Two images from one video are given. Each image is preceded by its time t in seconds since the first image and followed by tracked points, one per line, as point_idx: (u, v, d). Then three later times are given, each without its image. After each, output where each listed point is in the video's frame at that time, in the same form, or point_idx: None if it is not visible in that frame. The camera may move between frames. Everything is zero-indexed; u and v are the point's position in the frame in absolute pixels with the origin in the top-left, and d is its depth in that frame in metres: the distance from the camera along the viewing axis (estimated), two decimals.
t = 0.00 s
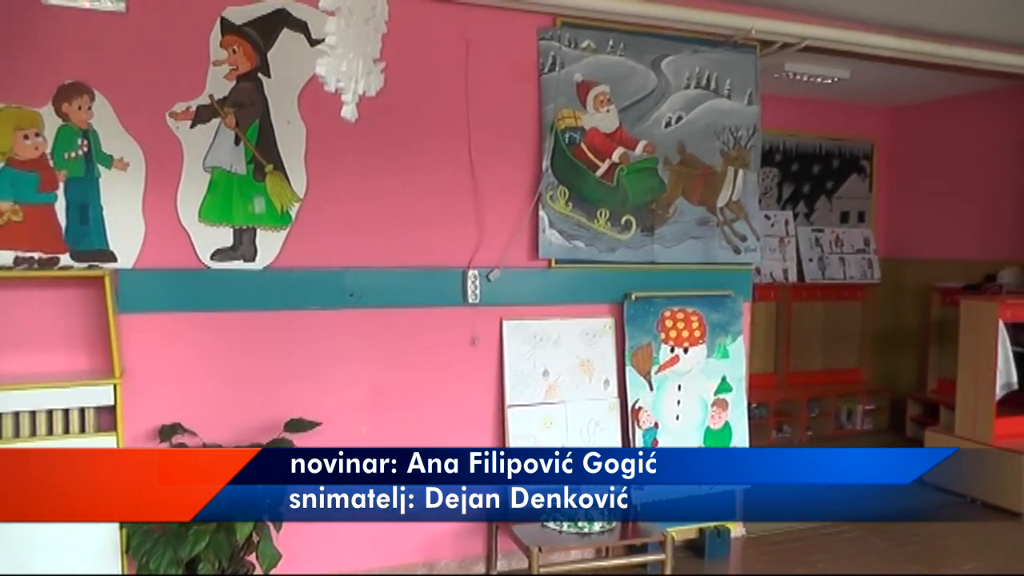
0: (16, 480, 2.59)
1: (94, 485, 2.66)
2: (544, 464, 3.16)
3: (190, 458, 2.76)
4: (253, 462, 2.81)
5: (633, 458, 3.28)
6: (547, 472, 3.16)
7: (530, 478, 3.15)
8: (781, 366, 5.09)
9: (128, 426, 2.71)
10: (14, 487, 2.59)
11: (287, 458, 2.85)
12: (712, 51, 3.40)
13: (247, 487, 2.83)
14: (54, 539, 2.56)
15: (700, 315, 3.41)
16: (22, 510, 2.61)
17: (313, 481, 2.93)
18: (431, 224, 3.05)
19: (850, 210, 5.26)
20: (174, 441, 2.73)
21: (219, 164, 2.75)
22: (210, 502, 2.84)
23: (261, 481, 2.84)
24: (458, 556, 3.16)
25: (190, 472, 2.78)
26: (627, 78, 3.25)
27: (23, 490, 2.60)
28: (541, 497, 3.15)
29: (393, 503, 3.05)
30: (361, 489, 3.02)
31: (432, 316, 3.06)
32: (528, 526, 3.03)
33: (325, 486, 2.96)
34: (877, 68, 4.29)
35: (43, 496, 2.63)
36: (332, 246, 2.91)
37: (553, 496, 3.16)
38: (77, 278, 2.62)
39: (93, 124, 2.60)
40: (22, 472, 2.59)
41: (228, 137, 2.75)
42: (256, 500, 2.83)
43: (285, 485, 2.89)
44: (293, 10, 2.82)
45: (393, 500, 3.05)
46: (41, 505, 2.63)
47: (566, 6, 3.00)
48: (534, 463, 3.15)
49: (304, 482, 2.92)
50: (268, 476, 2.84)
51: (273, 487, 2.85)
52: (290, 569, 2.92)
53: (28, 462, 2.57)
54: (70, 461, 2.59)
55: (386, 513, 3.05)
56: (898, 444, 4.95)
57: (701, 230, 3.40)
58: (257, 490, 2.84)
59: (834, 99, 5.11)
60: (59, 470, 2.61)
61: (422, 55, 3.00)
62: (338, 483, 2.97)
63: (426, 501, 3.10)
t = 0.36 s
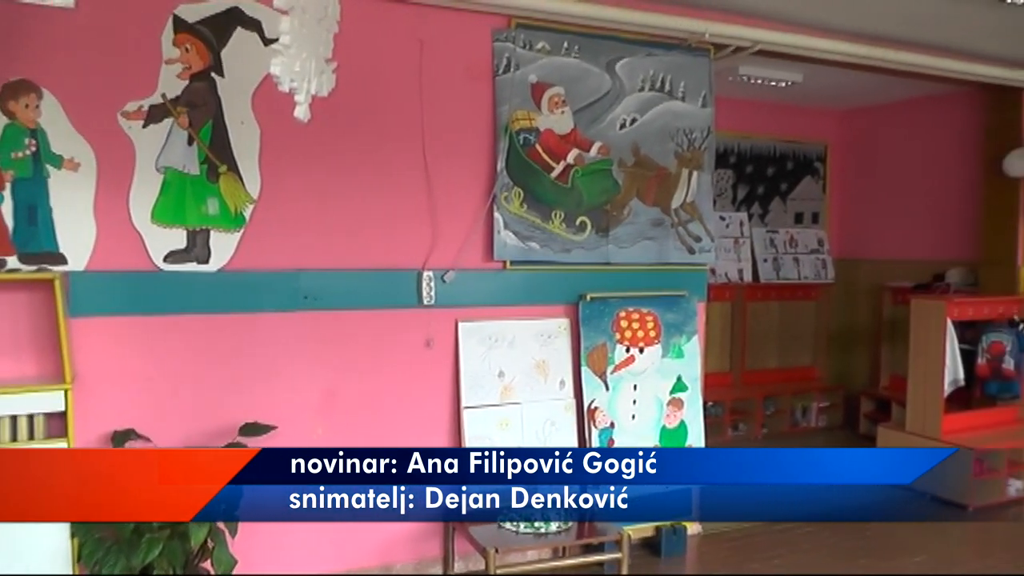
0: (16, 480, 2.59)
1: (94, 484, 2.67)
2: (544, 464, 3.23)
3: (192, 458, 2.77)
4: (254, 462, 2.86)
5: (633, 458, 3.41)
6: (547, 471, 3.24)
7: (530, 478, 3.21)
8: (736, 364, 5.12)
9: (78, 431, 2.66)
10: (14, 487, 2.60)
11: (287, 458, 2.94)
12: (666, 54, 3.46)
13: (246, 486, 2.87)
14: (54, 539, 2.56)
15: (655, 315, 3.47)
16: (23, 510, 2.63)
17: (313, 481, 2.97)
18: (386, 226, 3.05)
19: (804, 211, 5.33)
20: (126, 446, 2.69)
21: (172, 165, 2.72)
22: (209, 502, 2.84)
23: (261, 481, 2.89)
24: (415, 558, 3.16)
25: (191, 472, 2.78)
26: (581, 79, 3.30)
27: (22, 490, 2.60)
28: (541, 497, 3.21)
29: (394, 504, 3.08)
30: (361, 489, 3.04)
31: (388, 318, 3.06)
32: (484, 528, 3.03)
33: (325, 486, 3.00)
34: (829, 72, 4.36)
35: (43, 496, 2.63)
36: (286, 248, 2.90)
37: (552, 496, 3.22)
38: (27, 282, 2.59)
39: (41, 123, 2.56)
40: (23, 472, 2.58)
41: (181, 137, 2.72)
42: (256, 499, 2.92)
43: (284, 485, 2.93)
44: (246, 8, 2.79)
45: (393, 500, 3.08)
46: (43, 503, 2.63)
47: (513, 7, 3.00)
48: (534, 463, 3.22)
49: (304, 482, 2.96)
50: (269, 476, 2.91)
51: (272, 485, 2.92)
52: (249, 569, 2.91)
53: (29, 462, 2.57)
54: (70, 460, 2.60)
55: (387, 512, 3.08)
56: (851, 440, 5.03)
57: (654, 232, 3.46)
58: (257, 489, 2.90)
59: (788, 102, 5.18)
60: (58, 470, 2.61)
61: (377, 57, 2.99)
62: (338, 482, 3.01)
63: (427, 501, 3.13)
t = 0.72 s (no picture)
0: (16, 479, 2.62)
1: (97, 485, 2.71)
2: (544, 464, 3.33)
3: (191, 458, 2.81)
4: (253, 462, 2.93)
5: (633, 458, 3.52)
6: (547, 471, 3.33)
7: (530, 478, 3.29)
8: (686, 362, 5.12)
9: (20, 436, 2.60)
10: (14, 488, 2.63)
11: (287, 458, 2.99)
12: (615, 56, 3.52)
13: (247, 486, 2.92)
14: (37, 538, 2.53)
15: (604, 315, 3.51)
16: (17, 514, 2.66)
17: (313, 481, 3.02)
18: (336, 227, 3.04)
19: (752, 211, 5.40)
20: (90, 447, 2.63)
21: (116, 165, 2.67)
22: (210, 503, 2.90)
23: (261, 481, 2.93)
24: (366, 563, 3.13)
25: (191, 472, 2.83)
26: (530, 81, 3.33)
27: (22, 488, 2.63)
28: (541, 497, 3.24)
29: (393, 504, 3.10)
30: (361, 489, 3.09)
31: (337, 319, 3.05)
32: (435, 530, 3.01)
33: (325, 486, 3.03)
34: (775, 76, 4.43)
35: (42, 496, 2.67)
36: (234, 249, 2.87)
37: (553, 496, 3.27)
38: None
39: None
40: (23, 471, 2.61)
41: (126, 136, 2.68)
42: (255, 499, 2.94)
43: (284, 485, 2.97)
44: (192, 5, 2.76)
45: (393, 500, 3.10)
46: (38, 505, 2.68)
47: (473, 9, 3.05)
48: (534, 463, 3.32)
49: (304, 482, 3.00)
50: (269, 476, 2.95)
51: (273, 485, 2.95)
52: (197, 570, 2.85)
53: (29, 462, 2.61)
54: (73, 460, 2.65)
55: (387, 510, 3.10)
56: (799, 437, 5.09)
57: (603, 232, 3.51)
58: (256, 490, 2.94)
59: (737, 104, 5.26)
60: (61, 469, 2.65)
61: (326, 55, 2.99)
62: (338, 482, 3.06)
63: (427, 501, 3.10)
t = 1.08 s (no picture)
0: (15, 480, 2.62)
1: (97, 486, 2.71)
2: (544, 464, 3.48)
3: (191, 457, 2.87)
4: (253, 462, 2.98)
5: (633, 459, 3.55)
6: (547, 472, 3.48)
7: (529, 479, 3.41)
8: (630, 361, 5.13)
9: None
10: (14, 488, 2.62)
11: (288, 457, 3.02)
12: (557, 58, 3.57)
13: (247, 486, 2.94)
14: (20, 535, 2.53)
15: (547, 315, 3.55)
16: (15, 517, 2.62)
17: (313, 481, 3.07)
18: (277, 228, 3.01)
19: (695, 212, 5.46)
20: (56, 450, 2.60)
21: (51, 164, 2.61)
22: (209, 503, 2.92)
23: (261, 481, 2.95)
24: (311, 567, 3.12)
25: (190, 472, 2.87)
26: (472, 81, 3.36)
27: (23, 488, 2.63)
28: (540, 498, 3.37)
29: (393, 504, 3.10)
30: (360, 489, 3.10)
31: (278, 322, 3.02)
32: (379, 533, 2.99)
33: (325, 486, 3.08)
34: (717, 79, 4.49)
35: (41, 497, 2.65)
36: (172, 251, 2.82)
37: (552, 496, 3.40)
38: None
39: None
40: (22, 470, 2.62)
41: (61, 134, 2.62)
42: (255, 499, 2.94)
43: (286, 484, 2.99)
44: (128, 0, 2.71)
45: (393, 500, 3.11)
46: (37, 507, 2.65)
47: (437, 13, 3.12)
48: (533, 464, 3.45)
49: (304, 482, 3.05)
50: (272, 476, 2.97)
51: (276, 485, 2.96)
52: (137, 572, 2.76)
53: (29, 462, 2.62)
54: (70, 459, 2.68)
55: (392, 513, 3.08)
56: (743, 432, 5.14)
57: (546, 233, 3.56)
58: (256, 490, 2.95)
59: (680, 107, 5.31)
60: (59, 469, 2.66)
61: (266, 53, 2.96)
62: (338, 482, 3.09)
63: (426, 501, 3.16)
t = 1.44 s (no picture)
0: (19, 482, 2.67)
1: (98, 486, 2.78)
2: (545, 464, 3.71)
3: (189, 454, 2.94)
4: (250, 457, 3.07)
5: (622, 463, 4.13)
6: (547, 471, 3.71)
7: (529, 478, 3.64)
8: (573, 360, 5.16)
9: None
10: (17, 490, 2.67)
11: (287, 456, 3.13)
12: (498, 58, 3.58)
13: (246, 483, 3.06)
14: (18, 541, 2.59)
15: (489, 316, 3.57)
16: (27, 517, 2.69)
17: (312, 481, 3.13)
18: (217, 229, 2.97)
19: (637, 212, 5.51)
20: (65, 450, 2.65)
21: None
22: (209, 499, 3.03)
23: (259, 478, 3.08)
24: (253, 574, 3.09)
25: (189, 470, 2.94)
26: (413, 81, 3.34)
27: (27, 489, 2.68)
28: (541, 497, 3.71)
29: (393, 500, 3.29)
30: (361, 489, 3.23)
31: (218, 325, 2.98)
32: (321, 538, 3.00)
33: (325, 486, 3.15)
34: (659, 81, 4.54)
35: (42, 497, 2.71)
36: (108, 252, 2.76)
37: (553, 495, 3.75)
38: None
39: None
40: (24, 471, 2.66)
41: None
42: (260, 498, 3.10)
43: (285, 484, 3.12)
44: None
45: (392, 499, 3.29)
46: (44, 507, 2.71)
47: (388, 14, 3.17)
48: (533, 464, 3.66)
49: (303, 482, 3.13)
50: (269, 473, 3.10)
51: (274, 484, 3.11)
52: None
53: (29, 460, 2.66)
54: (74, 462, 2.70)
55: (391, 508, 3.29)
56: (685, 429, 5.19)
57: (487, 233, 3.57)
58: (260, 488, 3.09)
59: (622, 109, 5.35)
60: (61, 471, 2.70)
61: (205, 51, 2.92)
62: (338, 483, 3.17)
63: (427, 501, 3.34)
